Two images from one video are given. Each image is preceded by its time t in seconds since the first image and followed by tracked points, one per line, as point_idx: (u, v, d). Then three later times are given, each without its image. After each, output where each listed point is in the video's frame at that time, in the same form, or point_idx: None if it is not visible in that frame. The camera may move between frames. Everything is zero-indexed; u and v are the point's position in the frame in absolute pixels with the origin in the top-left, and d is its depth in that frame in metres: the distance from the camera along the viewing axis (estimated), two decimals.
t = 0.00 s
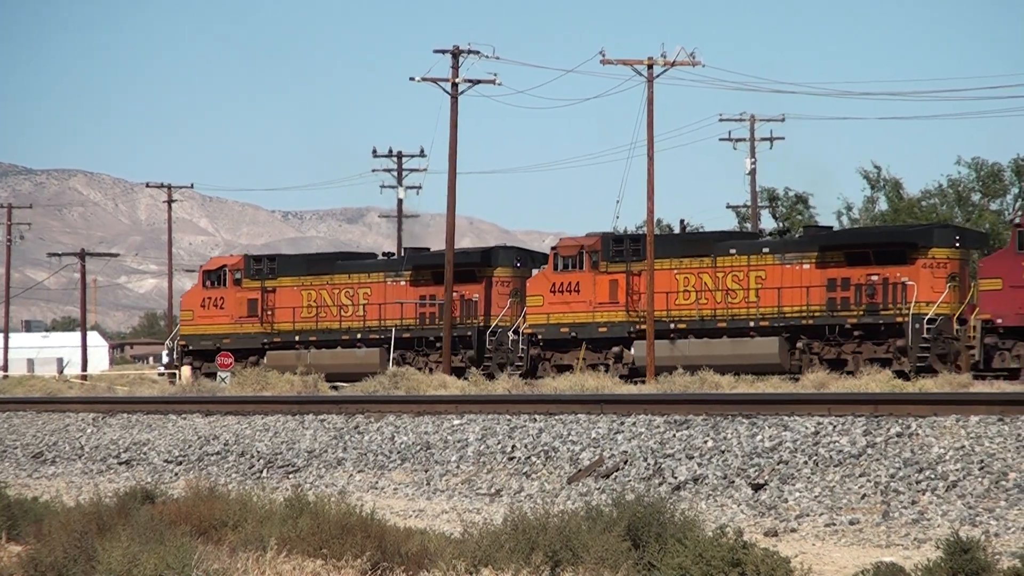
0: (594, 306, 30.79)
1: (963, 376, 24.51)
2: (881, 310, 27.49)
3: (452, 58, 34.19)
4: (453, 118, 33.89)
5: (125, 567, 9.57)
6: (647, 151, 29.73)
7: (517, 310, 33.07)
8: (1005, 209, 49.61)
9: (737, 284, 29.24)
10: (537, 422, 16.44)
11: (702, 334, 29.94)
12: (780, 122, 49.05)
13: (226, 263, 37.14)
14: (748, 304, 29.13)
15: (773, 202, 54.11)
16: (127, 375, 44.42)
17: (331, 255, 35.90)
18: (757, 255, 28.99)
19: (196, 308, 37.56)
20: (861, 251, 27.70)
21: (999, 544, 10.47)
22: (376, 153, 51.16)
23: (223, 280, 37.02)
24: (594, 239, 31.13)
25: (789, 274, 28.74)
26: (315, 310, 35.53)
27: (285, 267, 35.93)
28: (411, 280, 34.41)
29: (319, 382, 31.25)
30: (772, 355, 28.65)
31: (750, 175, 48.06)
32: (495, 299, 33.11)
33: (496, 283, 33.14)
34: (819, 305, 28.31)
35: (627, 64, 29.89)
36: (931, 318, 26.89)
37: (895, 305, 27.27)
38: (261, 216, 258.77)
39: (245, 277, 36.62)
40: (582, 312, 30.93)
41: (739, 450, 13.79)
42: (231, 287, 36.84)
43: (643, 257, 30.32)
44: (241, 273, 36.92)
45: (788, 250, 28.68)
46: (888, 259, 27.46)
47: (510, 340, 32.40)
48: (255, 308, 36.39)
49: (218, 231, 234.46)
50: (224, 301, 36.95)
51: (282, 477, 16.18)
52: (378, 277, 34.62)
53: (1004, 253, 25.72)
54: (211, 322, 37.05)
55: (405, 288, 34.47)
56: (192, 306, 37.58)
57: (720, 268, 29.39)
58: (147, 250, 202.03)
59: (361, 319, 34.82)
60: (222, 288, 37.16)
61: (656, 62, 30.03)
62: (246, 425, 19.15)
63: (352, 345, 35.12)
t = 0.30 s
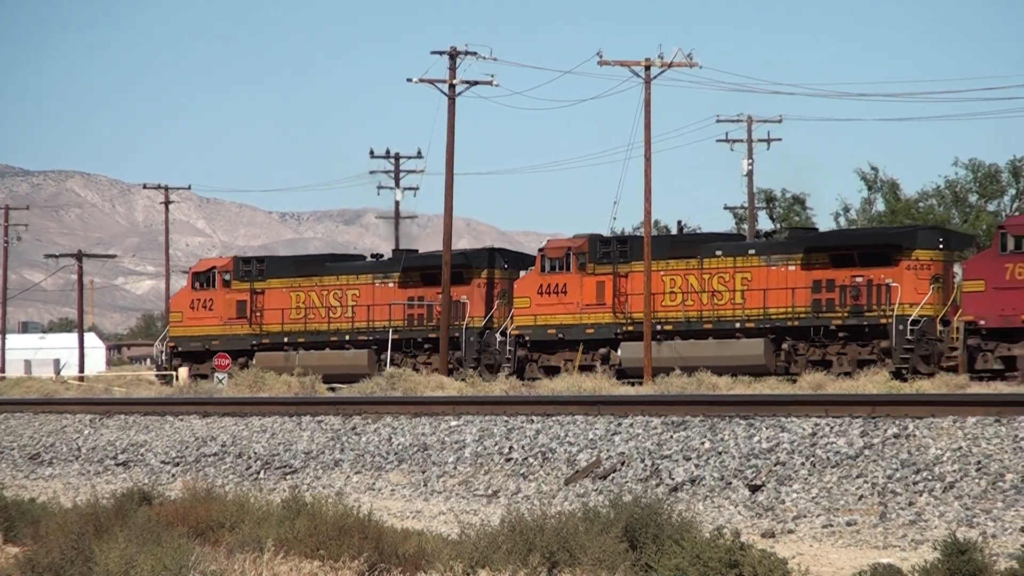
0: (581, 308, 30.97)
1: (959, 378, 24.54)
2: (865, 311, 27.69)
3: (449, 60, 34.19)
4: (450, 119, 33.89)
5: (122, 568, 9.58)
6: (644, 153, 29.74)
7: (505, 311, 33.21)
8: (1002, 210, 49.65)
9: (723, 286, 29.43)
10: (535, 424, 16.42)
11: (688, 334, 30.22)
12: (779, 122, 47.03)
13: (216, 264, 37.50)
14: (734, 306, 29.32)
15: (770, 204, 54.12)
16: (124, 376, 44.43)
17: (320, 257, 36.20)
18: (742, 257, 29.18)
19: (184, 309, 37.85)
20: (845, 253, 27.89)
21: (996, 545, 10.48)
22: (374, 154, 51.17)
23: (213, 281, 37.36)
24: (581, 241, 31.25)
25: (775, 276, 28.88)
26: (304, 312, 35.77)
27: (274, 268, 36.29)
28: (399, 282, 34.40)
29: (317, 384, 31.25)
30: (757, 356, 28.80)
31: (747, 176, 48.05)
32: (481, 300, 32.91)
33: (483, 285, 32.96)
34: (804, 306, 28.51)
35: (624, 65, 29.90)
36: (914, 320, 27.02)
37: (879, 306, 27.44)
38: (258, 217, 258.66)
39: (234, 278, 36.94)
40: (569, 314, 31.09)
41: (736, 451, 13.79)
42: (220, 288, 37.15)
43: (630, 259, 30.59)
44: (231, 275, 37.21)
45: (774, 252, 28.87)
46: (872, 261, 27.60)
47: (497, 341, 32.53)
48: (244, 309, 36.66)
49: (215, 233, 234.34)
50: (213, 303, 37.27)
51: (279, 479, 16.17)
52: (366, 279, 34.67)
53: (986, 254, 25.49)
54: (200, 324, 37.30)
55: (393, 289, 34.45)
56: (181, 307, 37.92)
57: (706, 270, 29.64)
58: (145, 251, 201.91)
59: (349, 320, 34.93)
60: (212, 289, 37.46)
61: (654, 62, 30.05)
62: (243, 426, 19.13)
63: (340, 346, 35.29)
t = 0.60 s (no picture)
0: (568, 310, 31.11)
1: (956, 379, 24.54)
2: (850, 313, 27.84)
3: (446, 61, 34.20)
4: (447, 121, 33.89)
5: (118, 570, 9.58)
6: (642, 155, 29.75)
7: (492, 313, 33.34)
8: (999, 212, 49.72)
9: (709, 288, 29.64)
10: (532, 426, 16.42)
11: (674, 337, 30.32)
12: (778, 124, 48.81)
13: (204, 267, 37.52)
14: (719, 308, 29.48)
15: (767, 205, 54.18)
16: (120, 378, 44.42)
17: (308, 258, 36.16)
18: (727, 259, 29.37)
19: (174, 311, 38.08)
20: (830, 256, 28.07)
21: (993, 547, 10.48)
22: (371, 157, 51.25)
23: (201, 283, 37.49)
24: (567, 243, 31.40)
25: (760, 278, 29.03)
26: (292, 314, 35.84)
27: (263, 271, 36.37)
28: (387, 284, 34.58)
29: (313, 386, 31.22)
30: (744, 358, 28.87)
31: (744, 177, 48.13)
32: (470, 303, 32.94)
33: (470, 287, 33.09)
34: (789, 308, 28.62)
35: (621, 67, 29.91)
36: (898, 321, 27.06)
37: (863, 308, 27.59)
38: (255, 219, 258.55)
39: (223, 281, 37.02)
40: (556, 316, 31.22)
41: (733, 453, 13.80)
42: (209, 290, 37.29)
43: (617, 261, 30.64)
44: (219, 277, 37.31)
45: (759, 255, 29.04)
46: (856, 263, 27.79)
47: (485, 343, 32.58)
48: (232, 311, 36.80)
49: (212, 234, 234.24)
50: (202, 305, 37.43)
51: (276, 480, 16.15)
52: (354, 281, 34.90)
53: (968, 256, 25.72)
54: (189, 326, 37.61)
55: (381, 291, 34.61)
56: (170, 309, 38.16)
57: (691, 272, 29.87)
58: (142, 253, 201.73)
59: (338, 323, 35.08)
60: (200, 291, 37.67)
61: (650, 64, 30.08)
62: (240, 428, 19.11)
63: (328, 348, 35.38)
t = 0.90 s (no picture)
0: (555, 312, 31.11)
1: (953, 380, 24.53)
2: (834, 315, 28.00)
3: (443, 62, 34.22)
4: (444, 122, 33.90)
5: (115, 571, 9.57)
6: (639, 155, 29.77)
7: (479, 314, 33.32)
8: (996, 213, 49.76)
9: (694, 289, 29.80)
10: (529, 426, 16.43)
11: (660, 338, 30.38)
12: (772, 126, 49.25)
13: (194, 268, 37.75)
14: (706, 309, 29.63)
15: (764, 206, 54.24)
16: (116, 378, 44.42)
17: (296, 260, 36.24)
18: (714, 260, 29.48)
19: (163, 313, 38.30)
20: (814, 257, 28.21)
21: (990, 548, 10.49)
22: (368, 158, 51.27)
23: (190, 285, 37.71)
24: (554, 245, 31.43)
25: (746, 280, 29.15)
26: (280, 316, 35.89)
27: (251, 272, 36.38)
28: (375, 285, 34.53)
29: (310, 387, 31.21)
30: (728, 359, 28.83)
31: (741, 178, 48.17)
32: (456, 302, 33.19)
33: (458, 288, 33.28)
34: (774, 309, 28.75)
35: (619, 68, 29.94)
36: (882, 323, 27.37)
37: (848, 309, 27.80)
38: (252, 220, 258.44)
39: (211, 282, 37.19)
40: (542, 317, 31.24)
41: (730, 454, 13.81)
42: (198, 292, 37.52)
43: (604, 263, 30.77)
44: (208, 279, 37.47)
45: (745, 256, 29.14)
46: (841, 265, 27.96)
47: (471, 345, 32.50)
48: (221, 313, 36.95)
49: (209, 235, 234.15)
50: (191, 307, 37.62)
51: (273, 481, 16.16)
52: (342, 283, 35.00)
53: (951, 258, 26.01)
54: (178, 327, 37.80)
55: (369, 293, 34.58)
56: (160, 311, 38.37)
57: (678, 274, 30.00)
58: (139, 254, 201.60)
59: (326, 324, 35.12)
60: (189, 293, 37.89)
61: (648, 66, 30.09)
62: (237, 429, 19.12)
63: (316, 350, 35.48)
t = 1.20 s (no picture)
0: (542, 311, 31.27)
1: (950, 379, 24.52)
2: (819, 315, 28.10)
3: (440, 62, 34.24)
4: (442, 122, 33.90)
5: (111, 571, 9.56)
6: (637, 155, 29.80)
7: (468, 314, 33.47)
8: (993, 213, 49.78)
9: (681, 289, 29.97)
10: (527, 426, 16.42)
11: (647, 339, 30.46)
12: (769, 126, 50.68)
13: (183, 268, 37.81)
14: (692, 309, 29.80)
15: (761, 206, 54.31)
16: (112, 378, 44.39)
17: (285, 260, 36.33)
18: (700, 261, 29.56)
19: (153, 313, 38.31)
20: (800, 258, 28.28)
21: (988, 548, 10.49)
22: (365, 159, 51.32)
23: (180, 285, 37.73)
24: (541, 245, 31.51)
25: (732, 280, 29.25)
26: (269, 315, 36.02)
27: (240, 272, 36.53)
28: (364, 285, 34.72)
29: (307, 386, 31.19)
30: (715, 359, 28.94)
31: (739, 178, 48.19)
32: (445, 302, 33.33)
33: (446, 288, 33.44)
34: (760, 310, 28.83)
35: (617, 67, 29.94)
36: (866, 323, 27.47)
37: (833, 310, 27.87)
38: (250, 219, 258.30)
39: (201, 282, 37.26)
40: (529, 317, 31.42)
41: (727, 453, 13.82)
42: (187, 292, 37.54)
43: (591, 263, 30.84)
44: (197, 279, 37.51)
45: (731, 256, 29.19)
46: (826, 265, 28.04)
47: (460, 344, 32.72)
48: (210, 313, 37.00)
49: (207, 234, 234.04)
50: (181, 307, 37.66)
51: (270, 481, 16.14)
52: (331, 283, 35.13)
53: (935, 258, 26.14)
54: (167, 327, 37.80)
55: (357, 293, 34.76)
56: (149, 311, 38.38)
57: (664, 273, 30.18)
58: (136, 253, 201.47)
59: (315, 324, 35.30)
60: (179, 293, 37.91)
61: (645, 65, 30.09)
62: (235, 428, 19.11)
63: (305, 350, 35.61)
